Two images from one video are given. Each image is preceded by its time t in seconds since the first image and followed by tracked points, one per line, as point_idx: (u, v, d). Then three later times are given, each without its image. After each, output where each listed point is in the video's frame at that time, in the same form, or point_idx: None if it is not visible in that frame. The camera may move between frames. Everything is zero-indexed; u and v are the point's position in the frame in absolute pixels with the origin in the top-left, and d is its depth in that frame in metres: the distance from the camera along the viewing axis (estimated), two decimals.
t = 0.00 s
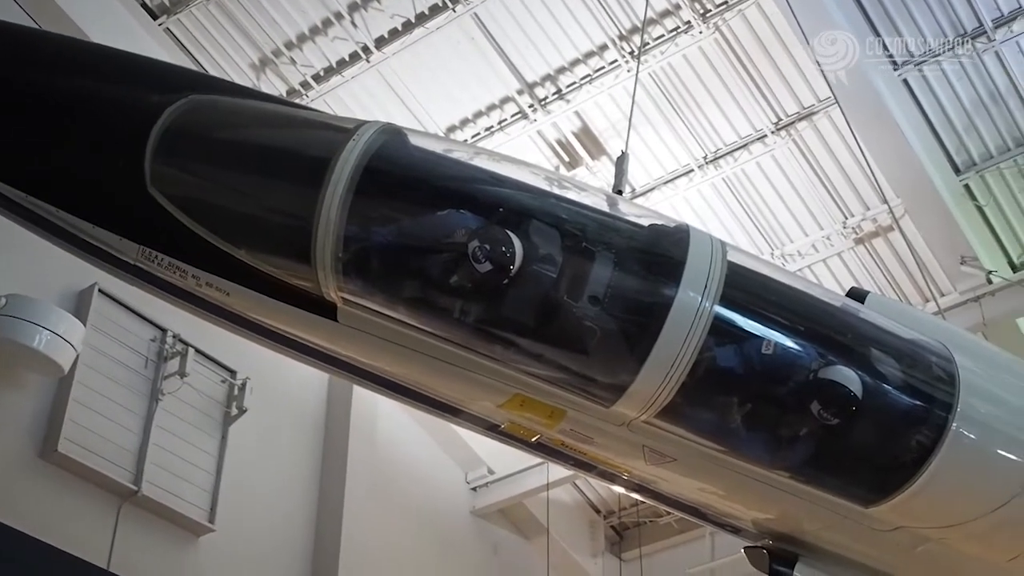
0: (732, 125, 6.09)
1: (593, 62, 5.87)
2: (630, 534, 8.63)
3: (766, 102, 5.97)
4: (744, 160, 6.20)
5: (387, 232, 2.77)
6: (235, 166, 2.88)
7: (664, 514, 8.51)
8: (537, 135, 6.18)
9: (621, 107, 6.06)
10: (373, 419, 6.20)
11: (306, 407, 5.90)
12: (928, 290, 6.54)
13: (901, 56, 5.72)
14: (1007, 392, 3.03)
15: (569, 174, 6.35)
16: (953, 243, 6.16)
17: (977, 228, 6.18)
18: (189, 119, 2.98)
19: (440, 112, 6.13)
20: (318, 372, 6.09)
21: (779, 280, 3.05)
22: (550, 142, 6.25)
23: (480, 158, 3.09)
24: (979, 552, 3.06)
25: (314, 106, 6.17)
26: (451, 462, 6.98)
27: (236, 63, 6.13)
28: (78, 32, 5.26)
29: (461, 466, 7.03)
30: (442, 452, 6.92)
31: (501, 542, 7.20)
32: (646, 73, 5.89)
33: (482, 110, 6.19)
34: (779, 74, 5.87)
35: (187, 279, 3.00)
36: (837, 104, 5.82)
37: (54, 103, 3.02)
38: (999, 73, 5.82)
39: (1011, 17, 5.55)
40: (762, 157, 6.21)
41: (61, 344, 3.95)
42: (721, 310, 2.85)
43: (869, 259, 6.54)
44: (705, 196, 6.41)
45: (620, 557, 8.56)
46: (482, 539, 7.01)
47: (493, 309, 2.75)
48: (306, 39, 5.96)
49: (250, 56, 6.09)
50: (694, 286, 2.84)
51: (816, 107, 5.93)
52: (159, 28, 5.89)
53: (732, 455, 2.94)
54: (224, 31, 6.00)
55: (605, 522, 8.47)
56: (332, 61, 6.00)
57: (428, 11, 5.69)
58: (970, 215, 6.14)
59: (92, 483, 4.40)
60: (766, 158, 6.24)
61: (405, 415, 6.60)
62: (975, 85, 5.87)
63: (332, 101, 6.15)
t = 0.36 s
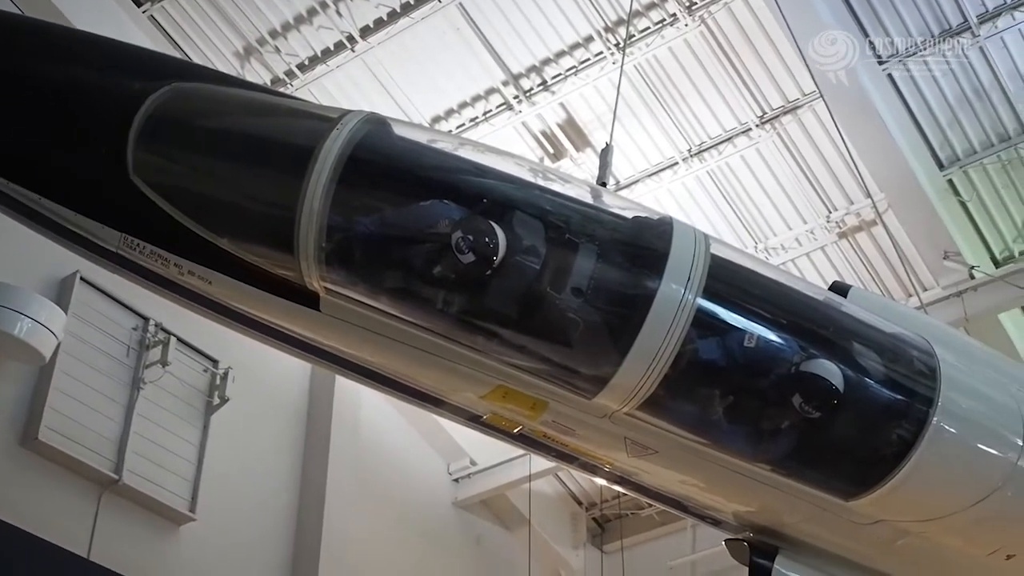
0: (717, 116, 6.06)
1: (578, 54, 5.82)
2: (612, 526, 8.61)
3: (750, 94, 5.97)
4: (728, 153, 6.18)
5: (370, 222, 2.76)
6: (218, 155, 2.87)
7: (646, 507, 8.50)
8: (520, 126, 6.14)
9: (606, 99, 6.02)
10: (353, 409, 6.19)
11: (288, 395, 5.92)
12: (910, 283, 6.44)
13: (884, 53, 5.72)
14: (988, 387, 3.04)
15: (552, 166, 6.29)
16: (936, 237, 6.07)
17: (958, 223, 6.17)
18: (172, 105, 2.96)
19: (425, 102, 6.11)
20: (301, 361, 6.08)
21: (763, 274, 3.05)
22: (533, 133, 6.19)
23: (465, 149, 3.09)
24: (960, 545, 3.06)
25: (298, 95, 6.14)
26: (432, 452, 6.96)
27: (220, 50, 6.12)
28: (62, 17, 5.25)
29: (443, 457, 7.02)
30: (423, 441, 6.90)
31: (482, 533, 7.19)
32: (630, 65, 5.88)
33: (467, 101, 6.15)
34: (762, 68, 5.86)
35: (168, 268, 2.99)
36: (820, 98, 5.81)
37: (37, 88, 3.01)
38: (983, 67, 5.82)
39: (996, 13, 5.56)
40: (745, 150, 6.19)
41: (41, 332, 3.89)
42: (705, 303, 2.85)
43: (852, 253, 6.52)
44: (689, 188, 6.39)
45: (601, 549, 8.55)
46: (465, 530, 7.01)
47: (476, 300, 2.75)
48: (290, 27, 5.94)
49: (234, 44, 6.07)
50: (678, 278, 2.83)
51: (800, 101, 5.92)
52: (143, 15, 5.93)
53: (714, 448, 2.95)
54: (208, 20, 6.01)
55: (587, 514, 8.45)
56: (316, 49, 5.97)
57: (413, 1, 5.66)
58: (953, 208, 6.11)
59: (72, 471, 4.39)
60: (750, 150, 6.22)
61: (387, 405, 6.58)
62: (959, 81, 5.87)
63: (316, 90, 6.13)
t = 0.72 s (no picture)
0: (701, 109, 6.06)
1: (563, 45, 5.82)
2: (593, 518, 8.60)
3: (734, 87, 5.97)
4: (711, 146, 6.17)
5: (352, 211, 2.76)
6: (200, 142, 2.86)
7: (627, 499, 8.52)
8: (505, 117, 6.13)
9: (590, 91, 6.02)
10: (335, 400, 6.17)
11: (269, 382, 5.88)
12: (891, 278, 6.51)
13: (869, 47, 5.74)
14: (967, 381, 3.06)
15: (536, 157, 6.27)
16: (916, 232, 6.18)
17: (938, 218, 6.24)
18: (154, 92, 2.95)
19: (409, 92, 6.08)
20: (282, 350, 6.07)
21: (745, 267, 3.05)
22: (517, 125, 6.19)
23: (449, 139, 3.08)
24: (936, 537, 3.07)
25: (281, 83, 6.09)
26: (414, 442, 6.98)
27: (202, 37, 6.06)
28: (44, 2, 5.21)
29: (424, 448, 7.02)
30: (404, 431, 6.90)
31: (463, 523, 7.20)
32: (616, 57, 5.85)
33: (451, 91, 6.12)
34: (749, 61, 5.87)
35: (148, 254, 2.98)
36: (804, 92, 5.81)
37: (18, 73, 3.00)
38: (965, 62, 5.82)
39: (979, 9, 5.55)
40: (729, 143, 6.19)
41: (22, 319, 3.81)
42: (687, 295, 2.85)
43: (834, 247, 6.56)
44: (672, 180, 6.38)
45: (582, 540, 8.57)
46: (445, 521, 7.01)
47: (458, 290, 2.74)
48: (274, 15, 5.88)
49: (217, 32, 6.01)
50: (660, 270, 2.83)
51: (784, 95, 5.93)
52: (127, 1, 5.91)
53: (694, 440, 2.95)
54: (192, 7, 5.93)
55: (567, 505, 8.46)
56: (300, 38, 5.92)
57: None
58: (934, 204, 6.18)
59: (50, 458, 4.38)
60: (733, 143, 6.22)
61: (368, 394, 6.57)
62: (943, 76, 5.88)
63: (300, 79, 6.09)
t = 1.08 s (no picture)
0: (685, 101, 6.07)
1: (547, 36, 5.81)
2: (573, 508, 8.63)
3: (718, 80, 5.98)
4: (694, 139, 6.18)
5: (334, 200, 2.75)
6: (182, 129, 2.84)
7: (607, 490, 8.55)
8: (488, 107, 6.13)
9: (574, 82, 6.03)
10: (318, 389, 6.15)
11: (246, 376, 5.81)
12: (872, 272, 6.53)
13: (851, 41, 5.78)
14: (947, 376, 3.07)
15: (519, 148, 6.29)
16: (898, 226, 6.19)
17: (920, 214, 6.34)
18: (136, 78, 2.93)
19: (393, 81, 6.06)
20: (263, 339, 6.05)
21: (727, 259, 3.06)
22: (501, 115, 6.19)
23: (432, 128, 3.08)
24: (914, 530, 3.05)
25: (264, 71, 6.05)
26: (395, 433, 6.98)
27: (185, 24, 6.01)
28: None
29: (405, 438, 7.03)
30: (385, 421, 6.91)
31: (443, 513, 7.21)
32: (599, 48, 5.85)
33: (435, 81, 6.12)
34: (733, 55, 5.87)
35: (128, 241, 2.97)
36: (788, 85, 5.82)
37: None
38: (949, 57, 5.83)
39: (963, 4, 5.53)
40: (712, 136, 6.20)
41: None
42: (668, 287, 2.85)
43: (815, 240, 6.58)
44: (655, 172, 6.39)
45: (562, 531, 8.59)
46: (425, 511, 7.01)
47: (440, 280, 2.74)
48: (257, 3, 5.83)
49: (200, 19, 5.96)
50: (641, 261, 2.83)
51: (767, 88, 5.93)
52: None
53: (674, 432, 2.95)
54: None
55: (547, 497, 8.48)
56: (283, 26, 5.88)
57: None
58: (914, 198, 6.30)
59: (29, 446, 4.36)
60: (716, 136, 6.24)
61: (349, 384, 6.56)
62: (925, 70, 5.92)
63: (283, 67, 6.05)
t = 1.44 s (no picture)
0: (667, 93, 6.08)
1: (530, 27, 5.80)
2: (552, 499, 8.63)
3: (700, 72, 5.99)
4: (676, 131, 6.20)
5: (314, 188, 2.74)
6: (162, 116, 2.83)
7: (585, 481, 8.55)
8: (470, 97, 6.13)
9: (557, 74, 6.05)
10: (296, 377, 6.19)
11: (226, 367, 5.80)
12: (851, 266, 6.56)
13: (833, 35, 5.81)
14: (924, 370, 3.09)
15: (501, 139, 6.29)
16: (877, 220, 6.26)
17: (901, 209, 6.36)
18: (116, 64, 2.92)
19: (375, 70, 6.04)
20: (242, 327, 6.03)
21: (707, 252, 3.06)
22: (483, 106, 6.20)
23: (414, 118, 3.07)
24: (890, 523, 3.06)
25: (246, 59, 6.00)
26: (374, 423, 6.99)
27: (166, 10, 5.85)
28: None
29: (384, 428, 7.04)
30: (365, 412, 6.91)
31: (422, 503, 7.22)
32: (582, 40, 5.84)
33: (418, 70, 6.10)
34: (715, 47, 5.88)
35: (106, 228, 2.95)
36: (769, 79, 5.84)
37: None
38: (930, 53, 5.86)
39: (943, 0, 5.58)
40: (694, 129, 6.21)
41: None
42: (648, 279, 2.85)
43: (795, 233, 6.58)
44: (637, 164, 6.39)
45: (541, 522, 8.59)
46: (403, 501, 7.01)
47: (420, 270, 2.73)
48: None
49: (182, 5, 5.82)
50: (621, 253, 2.83)
51: (749, 82, 5.94)
52: None
53: (653, 423, 2.96)
54: None
55: (527, 487, 8.47)
56: (265, 14, 5.82)
57: None
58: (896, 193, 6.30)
59: (6, 434, 4.36)
60: (699, 129, 6.24)
61: (328, 374, 6.56)
62: (907, 67, 5.93)
63: (265, 55, 6.01)
